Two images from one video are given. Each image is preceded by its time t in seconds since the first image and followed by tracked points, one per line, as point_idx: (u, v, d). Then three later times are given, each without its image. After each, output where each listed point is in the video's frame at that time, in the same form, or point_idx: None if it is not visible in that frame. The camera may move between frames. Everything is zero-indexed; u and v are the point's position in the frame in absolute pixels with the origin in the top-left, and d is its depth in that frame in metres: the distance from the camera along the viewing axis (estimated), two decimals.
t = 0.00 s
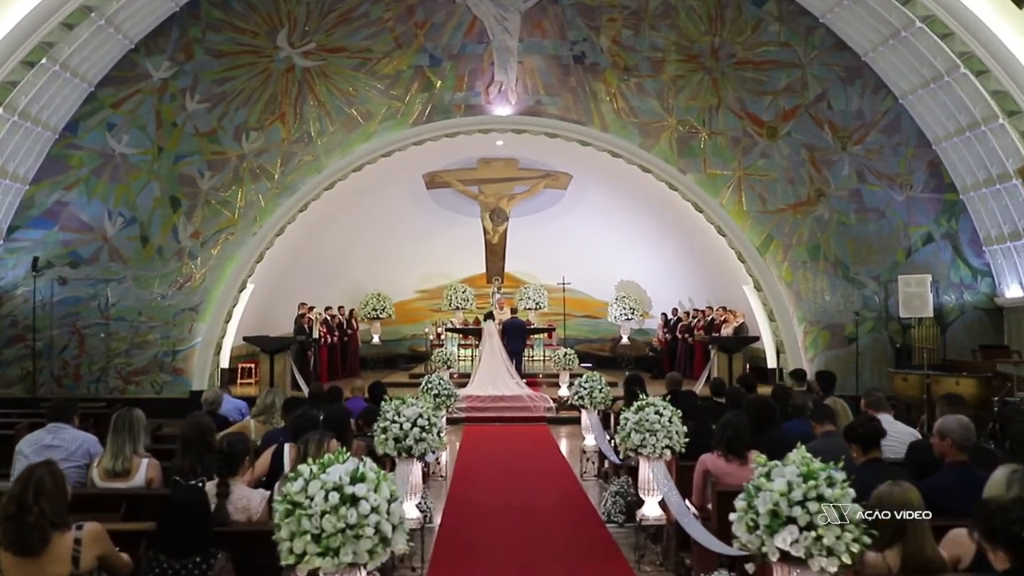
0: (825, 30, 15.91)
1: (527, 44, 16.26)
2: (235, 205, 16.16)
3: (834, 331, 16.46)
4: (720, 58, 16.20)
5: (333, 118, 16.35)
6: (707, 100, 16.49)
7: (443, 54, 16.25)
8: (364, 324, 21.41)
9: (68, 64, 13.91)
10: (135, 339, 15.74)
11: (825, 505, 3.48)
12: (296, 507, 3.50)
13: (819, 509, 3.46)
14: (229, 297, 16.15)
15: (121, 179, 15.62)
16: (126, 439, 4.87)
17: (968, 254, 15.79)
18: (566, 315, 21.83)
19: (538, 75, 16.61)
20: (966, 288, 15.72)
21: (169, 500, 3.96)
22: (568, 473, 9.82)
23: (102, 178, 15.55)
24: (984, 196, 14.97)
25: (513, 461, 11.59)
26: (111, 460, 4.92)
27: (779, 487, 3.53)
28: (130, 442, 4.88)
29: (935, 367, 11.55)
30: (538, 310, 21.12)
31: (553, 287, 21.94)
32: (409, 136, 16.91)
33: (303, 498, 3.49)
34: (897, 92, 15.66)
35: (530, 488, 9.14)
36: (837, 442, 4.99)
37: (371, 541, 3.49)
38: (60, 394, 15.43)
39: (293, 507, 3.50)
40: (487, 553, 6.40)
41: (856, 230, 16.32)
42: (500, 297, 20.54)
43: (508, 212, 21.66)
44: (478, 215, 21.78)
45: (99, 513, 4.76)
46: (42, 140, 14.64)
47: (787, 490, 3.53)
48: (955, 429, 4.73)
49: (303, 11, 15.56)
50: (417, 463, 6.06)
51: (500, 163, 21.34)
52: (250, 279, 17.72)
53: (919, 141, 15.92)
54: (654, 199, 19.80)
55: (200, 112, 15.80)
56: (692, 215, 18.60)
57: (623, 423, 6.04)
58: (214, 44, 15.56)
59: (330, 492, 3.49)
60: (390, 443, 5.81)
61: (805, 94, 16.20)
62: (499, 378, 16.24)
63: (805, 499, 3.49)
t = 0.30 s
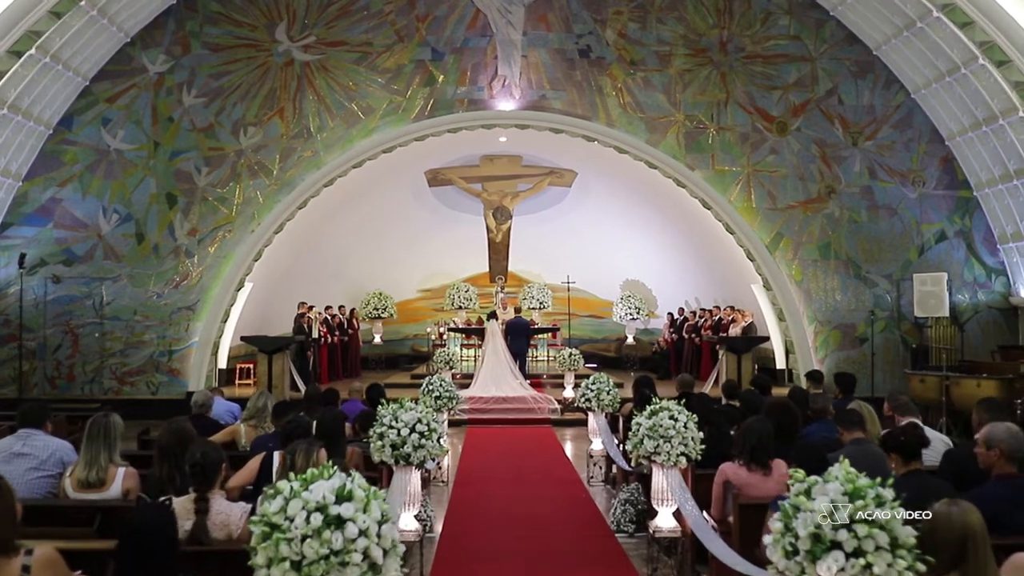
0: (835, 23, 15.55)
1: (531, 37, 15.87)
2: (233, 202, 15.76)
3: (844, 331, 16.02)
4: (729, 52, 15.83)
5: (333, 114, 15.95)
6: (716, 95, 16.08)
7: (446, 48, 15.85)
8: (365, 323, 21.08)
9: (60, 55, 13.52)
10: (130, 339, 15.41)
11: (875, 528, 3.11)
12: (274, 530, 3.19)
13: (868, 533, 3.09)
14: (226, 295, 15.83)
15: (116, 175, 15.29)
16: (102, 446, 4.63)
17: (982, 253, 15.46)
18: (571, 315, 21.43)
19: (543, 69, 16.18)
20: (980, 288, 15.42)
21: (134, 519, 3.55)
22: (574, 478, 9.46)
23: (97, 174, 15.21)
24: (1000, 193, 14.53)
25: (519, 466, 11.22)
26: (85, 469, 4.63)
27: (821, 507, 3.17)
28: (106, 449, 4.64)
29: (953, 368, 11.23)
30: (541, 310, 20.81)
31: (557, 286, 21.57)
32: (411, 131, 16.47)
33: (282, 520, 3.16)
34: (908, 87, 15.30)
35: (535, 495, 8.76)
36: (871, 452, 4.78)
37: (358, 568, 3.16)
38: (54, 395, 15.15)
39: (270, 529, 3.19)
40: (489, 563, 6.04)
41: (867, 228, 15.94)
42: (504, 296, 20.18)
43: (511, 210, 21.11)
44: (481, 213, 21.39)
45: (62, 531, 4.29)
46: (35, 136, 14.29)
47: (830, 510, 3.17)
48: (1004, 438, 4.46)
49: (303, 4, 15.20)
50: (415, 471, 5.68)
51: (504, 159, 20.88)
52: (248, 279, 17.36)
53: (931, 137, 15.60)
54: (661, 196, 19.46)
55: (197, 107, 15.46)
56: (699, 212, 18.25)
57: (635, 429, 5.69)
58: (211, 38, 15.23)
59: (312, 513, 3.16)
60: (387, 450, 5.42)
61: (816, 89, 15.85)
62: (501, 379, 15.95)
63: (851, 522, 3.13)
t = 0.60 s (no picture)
0: (846, 17, 15.24)
1: (534, 32, 15.49)
2: (229, 200, 15.39)
3: (855, 332, 15.64)
4: (736, 46, 15.48)
5: (332, 109, 15.57)
6: (723, 90, 15.70)
7: (447, 42, 15.49)
8: (365, 324, 20.75)
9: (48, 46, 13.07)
10: (123, 340, 15.05)
11: (934, 559, 2.77)
12: (241, 560, 2.88)
13: (928, 565, 2.75)
14: (221, 297, 15.41)
15: (110, 172, 14.97)
16: (70, 458, 4.28)
17: (995, 252, 14.96)
18: (575, 316, 21.08)
19: (546, 64, 15.78)
20: (994, 287, 14.93)
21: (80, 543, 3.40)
22: (579, 485, 9.09)
23: (90, 171, 14.90)
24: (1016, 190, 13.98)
25: (521, 471, 10.87)
26: (52, 482, 4.32)
27: (872, 534, 2.81)
28: (75, 462, 4.30)
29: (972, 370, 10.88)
30: (545, 311, 20.43)
31: (560, 286, 21.22)
32: (412, 128, 16.08)
33: (250, 551, 2.84)
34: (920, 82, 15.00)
35: (539, 502, 8.40)
36: (905, 462, 4.47)
37: None
38: (45, 397, 14.82)
39: (237, 560, 2.88)
40: None
41: (877, 226, 15.59)
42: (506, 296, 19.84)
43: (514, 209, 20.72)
44: (484, 212, 21.03)
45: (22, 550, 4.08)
46: (26, 131, 13.92)
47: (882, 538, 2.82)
48: None
49: None
50: (410, 482, 5.30)
51: (507, 158, 20.48)
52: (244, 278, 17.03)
53: (943, 134, 15.24)
54: (667, 195, 19.09)
55: (192, 103, 15.12)
56: (705, 209, 17.90)
57: (647, 436, 5.34)
58: (207, 32, 14.91)
59: (284, 541, 2.84)
60: (381, 459, 5.04)
61: (825, 85, 15.50)
62: (504, 382, 15.59)
63: (908, 551, 2.78)
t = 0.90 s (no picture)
0: (854, 13, 14.87)
1: (536, 27, 15.14)
2: (224, 198, 15.06)
3: (865, 334, 15.27)
4: (743, 42, 15.13)
5: (329, 106, 15.22)
6: (729, 87, 15.35)
7: (447, 38, 15.15)
8: (364, 326, 20.37)
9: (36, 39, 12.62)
10: (115, 342, 14.71)
11: None
12: None
13: None
14: (216, 296, 15.12)
15: (101, 170, 14.59)
16: (30, 471, 4.21)
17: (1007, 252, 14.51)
18: (577, 318, 20.74)
19: (548, 60, 15.42)
20: (1006, 289, 14.51)
21: None
22: (584, 493, 8.72)
23: (82, 169, 14.49)
24: None
25: (522, 478, 10.51)
26: (12, 497, 4.23)
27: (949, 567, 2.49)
28: (35, 475, 4.22)
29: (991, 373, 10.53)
30: (547, 313, 20.06)
31: (562, 288, 20.93)
32: (411, 125, 15.61)
33: None
34: (931, 79, 14.61)
35: (541, 510, 8.04)
36: (938, 474, 4.18)
37: None
38: (35, 401, 14.47)
39: None
40: None
41: (888, 226, 15.20)
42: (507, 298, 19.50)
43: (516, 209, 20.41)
44: (485, 212, 20.68)
45: None
46: (15, 128, 13.55)
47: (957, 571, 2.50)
48: None
49: None
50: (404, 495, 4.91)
51: (508, 157, 20.13)
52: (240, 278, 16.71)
53: (954, 132, 14.82)
54: (672, 194, 18.71)
55: (187, 99, 14.77)
56: (711, 209, 17.56)
57: (658, 445, 4.97)
58: (202, 27, 14.57)
59: None
60: (372, 470, 4.67)
61: (833, 82, 15.14)
62: (505, 386, 15.21)
63: None
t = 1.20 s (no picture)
0: (863, 8, 14.53)
1: (538, 22, 14.77)
2: (217, 198, 14.71)
3: (874, 337, 14.90)
4: (748, 39, 14.75)
5: (326, 103, 14.86)
6: (734, 84, 14.98)
7: (447, 33, 14.77)
8: (362, 329, 20.02)
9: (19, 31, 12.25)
10: (105, 345, 14.34)
11: None
12: None
13: None
14: (208, 298, 14.79)
15: (92, 168, 14.24)
16: None
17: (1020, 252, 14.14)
18: (579, 322, 20.38)
19: (550, 57, 15.02)
20: (1019, 291, 14.10)
21: None
22: (587, 502, 8.36)
23: (72, 167, 14.16)
24: None
25: (522, 486, 10.16)
26: None
27: None
28: None
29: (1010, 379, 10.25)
30: (548, 316, 19.71)
31: (564, 290, 20.55)
32: (409, 123, 15.30)
33: None
34: (942, 77, 14.29)
35: (543, 522, 7.63)
36: (979, 488, 3.89)
37: None
38: (21, 405, 14.08)
39: None
40: None
41: (898, 227, 14.83)
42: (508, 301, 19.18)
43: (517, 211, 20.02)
44: (485, 213, 20.34)
45: None
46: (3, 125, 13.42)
47: None
48: None
49: None
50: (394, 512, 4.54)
51: (509, 157, 19.79)
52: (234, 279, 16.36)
53: (965, 131, 14.46)
54: (675, 193, 18.36)
55: (180, 96, 14.44)
56: (716, 208, 17.20)
57: (668, 456, 4.58)
58: (196, 22, 14.22)
59: None
60: (358, 484, 4.30)
61: (841, 79, 14.78)
62: (505, 390, 14.85)
63: None
